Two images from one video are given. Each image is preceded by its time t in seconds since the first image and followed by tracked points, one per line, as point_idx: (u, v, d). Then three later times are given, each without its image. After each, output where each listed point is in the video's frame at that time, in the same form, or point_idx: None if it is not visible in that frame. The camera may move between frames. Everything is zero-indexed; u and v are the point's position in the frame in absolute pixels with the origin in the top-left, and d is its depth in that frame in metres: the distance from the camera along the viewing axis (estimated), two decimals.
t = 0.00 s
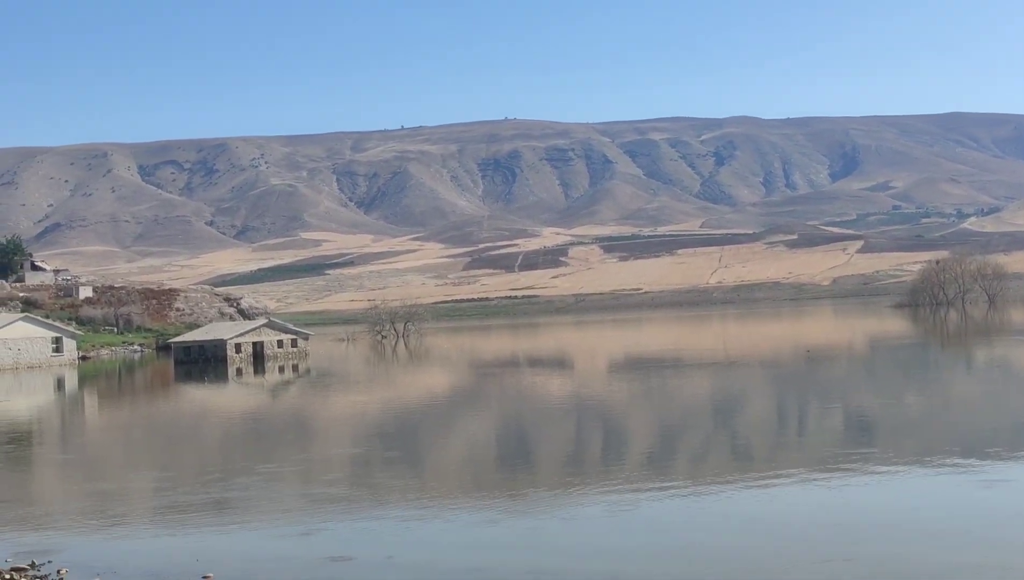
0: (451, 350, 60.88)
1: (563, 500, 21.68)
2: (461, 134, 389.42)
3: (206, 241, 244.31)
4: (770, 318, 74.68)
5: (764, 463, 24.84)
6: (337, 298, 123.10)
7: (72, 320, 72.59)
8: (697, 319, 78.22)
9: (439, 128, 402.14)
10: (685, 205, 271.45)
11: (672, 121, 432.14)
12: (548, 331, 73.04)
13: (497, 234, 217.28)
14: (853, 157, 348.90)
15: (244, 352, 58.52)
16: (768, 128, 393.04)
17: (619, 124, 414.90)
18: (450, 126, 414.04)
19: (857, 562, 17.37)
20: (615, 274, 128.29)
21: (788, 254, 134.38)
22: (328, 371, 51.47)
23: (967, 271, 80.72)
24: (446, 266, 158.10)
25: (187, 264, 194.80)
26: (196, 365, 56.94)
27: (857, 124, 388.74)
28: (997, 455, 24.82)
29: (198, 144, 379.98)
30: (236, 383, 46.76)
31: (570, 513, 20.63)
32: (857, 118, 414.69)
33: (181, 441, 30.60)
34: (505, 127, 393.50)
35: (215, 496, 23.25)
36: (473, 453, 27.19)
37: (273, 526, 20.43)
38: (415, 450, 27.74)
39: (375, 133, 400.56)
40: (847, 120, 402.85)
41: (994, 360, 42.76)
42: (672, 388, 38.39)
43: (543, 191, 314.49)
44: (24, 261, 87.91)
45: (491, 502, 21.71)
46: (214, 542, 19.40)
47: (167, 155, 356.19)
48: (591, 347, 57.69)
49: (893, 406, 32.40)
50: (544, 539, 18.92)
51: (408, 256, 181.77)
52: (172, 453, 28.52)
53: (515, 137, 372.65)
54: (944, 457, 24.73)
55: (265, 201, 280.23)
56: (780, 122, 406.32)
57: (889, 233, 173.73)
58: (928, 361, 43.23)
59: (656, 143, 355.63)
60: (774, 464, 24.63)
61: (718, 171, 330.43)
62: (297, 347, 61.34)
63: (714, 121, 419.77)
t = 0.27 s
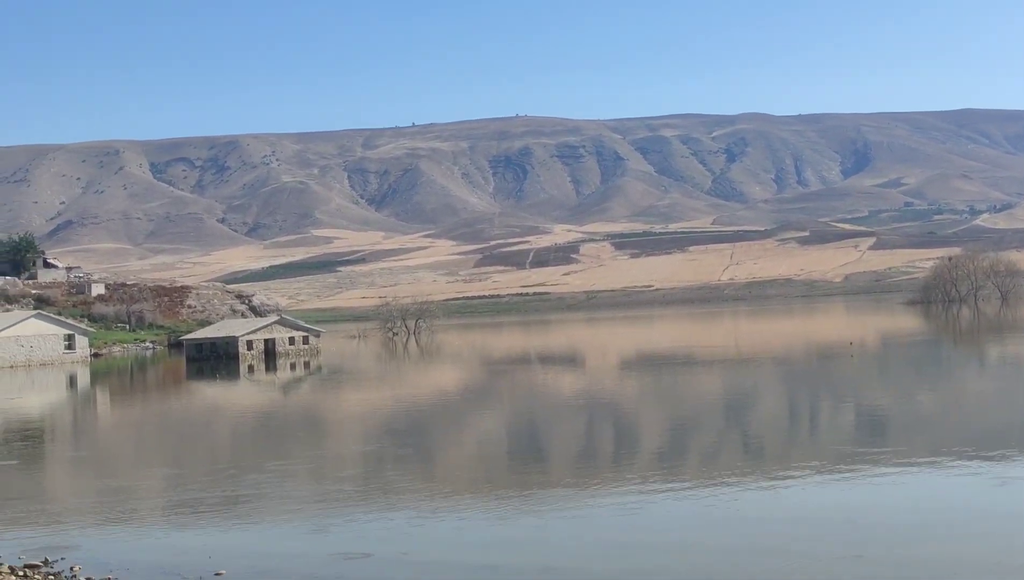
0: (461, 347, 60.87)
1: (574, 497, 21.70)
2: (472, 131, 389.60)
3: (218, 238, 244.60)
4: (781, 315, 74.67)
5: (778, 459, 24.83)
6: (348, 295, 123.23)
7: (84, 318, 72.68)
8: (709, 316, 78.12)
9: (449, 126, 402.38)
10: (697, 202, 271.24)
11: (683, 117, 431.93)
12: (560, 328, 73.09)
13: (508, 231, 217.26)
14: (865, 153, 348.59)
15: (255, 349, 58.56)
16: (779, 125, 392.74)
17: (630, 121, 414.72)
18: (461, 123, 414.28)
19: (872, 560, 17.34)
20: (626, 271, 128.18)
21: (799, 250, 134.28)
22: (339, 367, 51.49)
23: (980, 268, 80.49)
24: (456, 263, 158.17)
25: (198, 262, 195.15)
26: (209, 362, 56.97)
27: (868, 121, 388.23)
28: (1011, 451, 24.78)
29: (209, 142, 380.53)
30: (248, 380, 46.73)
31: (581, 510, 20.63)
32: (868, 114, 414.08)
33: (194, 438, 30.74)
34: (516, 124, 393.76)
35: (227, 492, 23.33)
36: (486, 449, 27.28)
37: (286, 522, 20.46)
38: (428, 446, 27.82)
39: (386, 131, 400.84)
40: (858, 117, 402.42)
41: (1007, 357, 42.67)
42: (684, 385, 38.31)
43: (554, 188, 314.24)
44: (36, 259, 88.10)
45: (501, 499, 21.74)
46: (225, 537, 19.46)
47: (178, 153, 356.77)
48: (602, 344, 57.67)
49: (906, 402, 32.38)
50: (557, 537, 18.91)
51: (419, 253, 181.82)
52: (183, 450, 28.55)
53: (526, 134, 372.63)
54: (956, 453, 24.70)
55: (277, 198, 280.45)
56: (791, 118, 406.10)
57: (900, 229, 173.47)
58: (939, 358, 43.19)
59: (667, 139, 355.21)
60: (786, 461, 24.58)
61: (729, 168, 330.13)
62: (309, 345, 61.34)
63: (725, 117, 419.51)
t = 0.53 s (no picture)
0: (473, 346, 60.97)
1: (585, 495, 21.74)
2: (484, 129, 389.67)
3: (230, 237, 245.08)
4: (793, 313, 74.62)
5: (786, 458, 24.92)
6: (359, 293, 123.42)
7: (97, 316, 72.89)
8: (720, 314, 78.15)
9: (461, 124, 402.72)
10: (708, 200, 271.12)
11: (694, 115, 431.51)
12: (570, 326, 73.19)
13: (519, 230, 217.35)
14: (876, 151, 347.84)
15: (268, 347, 58.77)
16: (791, 123, 392.21)
17: (641, 120, 414.47)
18: (472, 122, 414.47)
19: (883, 559, 17.34)
20: (637, 269, 128.21)
21: (811, 248, 134.18)
22: (351, 366, 51.59)
23: (991, 267, 80.40)
24: (468, 261, 158.33)
25: (210, 260, 195.61)
26: (221, 360, 57.22)
27: (880, 119, 387.47)
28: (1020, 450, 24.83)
29: (221, 140, 381.09)
30: (261, 378, 46.92)
31: (592, 509, 20.67)
32: (879, 113, 413.34)
33: (206, 435, 30.96)
34: (527, 123, 393.88)
35: (239, 489, 23.52)
36: (497, 447, 27.42)
37: (296, 519, 20.60)
38: (438, 444, 27.98)
39: (397, 129, 401.22)
40: (870, 115, 401.61)
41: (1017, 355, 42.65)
42: (695, 383, 38.40)
43: (565, 186, 314.31)
44: (49, 257, 88.36)
45: (512, 496, 21.89)
46: (236, 534, 19.62)
47: (190, 151, 357.50)
48: (613, 342, 57.74)
49: (916, 400, 32.42)
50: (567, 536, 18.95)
51: (431, 252, 182.03)
52: (194, 448, 28.67)
53: (537, 132, 372.62)
54: (965, 452, 24.76)
55: (289, 197, 280.86)
56: (803, 117, 405.44)
57: (912, 227, 173.27)
58: (949, 356, 43.21)
59: (678, 138, 355.18)
60: (797, 460, 24.59)
61: (740, 166, 329.76)
62: (320, 343, 61.56)
63: (736, 116, 419.11)
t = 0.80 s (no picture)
0: (485, 343, 60.94)
1: (595, 493, 21.79)
2: (496, 127, 389.74)
3: (243, 234, 245.51)
4: (805, 311, 74.48)
5: (798, 456, 24.86)
6: (372, 291, 123.50)
7: (109, 314, 72.98)
8: (732, 312, 78.08)
9: (473, 122, 402.80)
10: (721, 198, 270.69)
11: (707, 113, 431.04)
12: (583, 324, 73.13)
13: (531, 228, 217.29)
14: (889, 149, 347.07)
15: (280, 345, 58.88)
16: (803, 121, 391.58)
17: (653, 118, 414.23)
18: (484, 120, 414.43)
19: (896, 556, 17.34)
20: (649, 267, 128.13)
21: (824, 247, 133.92)
22: (363, 364, 51.65)
23: (1004, 265, 80.16)
24: (480, 259, 158.34)
25: (223, 258, 195.94)
26: (233, 358, 57.33)
27: (893, 116, 386.62)
28: None
29: (234, 138, 381.59)
30: (273, 376, 46.99)
31: (607, 506, 20.69)
32: (892, 110, 412.41)
33: (219, 432, 31.00)
34: (539, 121, 393.89)
35: (250, 486, 23.53)
36: (508, 445, 27.40)
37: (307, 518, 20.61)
38: (449, 442, 27.98)
39: (409, 128, 401.50)
40: (883, 113, 400.72)
41: None
42: (706, 381, 38.34)
43: (577, 184, 314.12)
44: (63, 256, 88.60)
45: (523, 495, 21.88)
46: (247, 533, 19.65)
47: (203, 149, 358.12)
48: (625, 340, 57.74)
49: (929, 399, 32.29)
50: (578, 534, 18.93)
51: (443, 250, 182.08)
52: (208, 446, 28.76)
53: (549, 130, 372.66)
54: (977, 452, 24.65)
55: (301, 195, 281.12)
56: (815, 114, 404.78)
57: (925, 225, 172.91)
58: (962, 355, 43.07)
59: (690, 135, 354.92)
60: (809, 458, 24.58)
61: (753, 164, 329.34)
62: (332, 341, 61.65)
63: (748, 114, 418.55)
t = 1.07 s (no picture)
0: (497, 341, 60.99)
1: (608, 492, 21.81)
2: (509, 125, 389.88)
3: (256, 233, 246.02)
4: (818, 309, 74.39)
5: (812, 455, 24.83)
6: (385, 289, 123.64)
7: (123, 312, 73.16)
8: (745, 311, 78.02)
9: (486, 120, 402.90)
10: (734, 196, 270.38)
11: (720, 111, 430.47)
12: (595, 323, 73.15)
13: (544, 226, 217.34)
14: (902, 147, 346.28)
15: (293, 343, 59.01)
16: (817, 119, 390.87)
17: (666, 116, 413.88)
18: (496, 117, 414.44)
19: (908, 556, 17.32)
20: (662, 265, 128.01)
21: (837, 245, 133.68)
22: (375, 362, 51.71)
23: (1018, 263, 79.92)
24: (493, 257, 158.44)
25: (236, 256, 196.29)
26: (247, 355, 57.48)
27: (907, 114, 385.63)
28: None
29: (247, 136, 382.47)
30: (286, 374, 47.11)
31: (620, 505, 20.70)
32: (906, 108, 411.36)
33: (233, 431, 31.08)
34: (552, 119, 393.88)
35: (264, 484, 23.61)
36: (522, 443, 27.40)
37: (322, 516, 20.66)
38: (462, 440, 28.00)
39: (422, 126, 401.76)
40: (897, 110, 399.71)
41: None
42: (720, 380, 38.33)
43: (590, 181, 313.99)
44: (77, 254, 88.90)
45: (538, 493, 21.89)
46: (263, 530, 19.70)
47: (216, 147, 358.78)
48: (638, 338, 57.70)
49: (944, 398, 32.22)
50: (590, 532, 18.97)
51: (455, 248, 182.14)
52: (223, 444, 28.84)
53: (562, 128, 372.58)
54: (992, 451, 24.57)
55: (315, 193, 281.50)
56: (829, 112, 404.05)
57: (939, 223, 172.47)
58: (977, 353, 42.95)
59: (703, 134, 354.58)
60: (822, 456, 24.58)
61: (766, 162, 328.87)
62: (345, 338, 61.80)
63: (762, 112, 417.86)
